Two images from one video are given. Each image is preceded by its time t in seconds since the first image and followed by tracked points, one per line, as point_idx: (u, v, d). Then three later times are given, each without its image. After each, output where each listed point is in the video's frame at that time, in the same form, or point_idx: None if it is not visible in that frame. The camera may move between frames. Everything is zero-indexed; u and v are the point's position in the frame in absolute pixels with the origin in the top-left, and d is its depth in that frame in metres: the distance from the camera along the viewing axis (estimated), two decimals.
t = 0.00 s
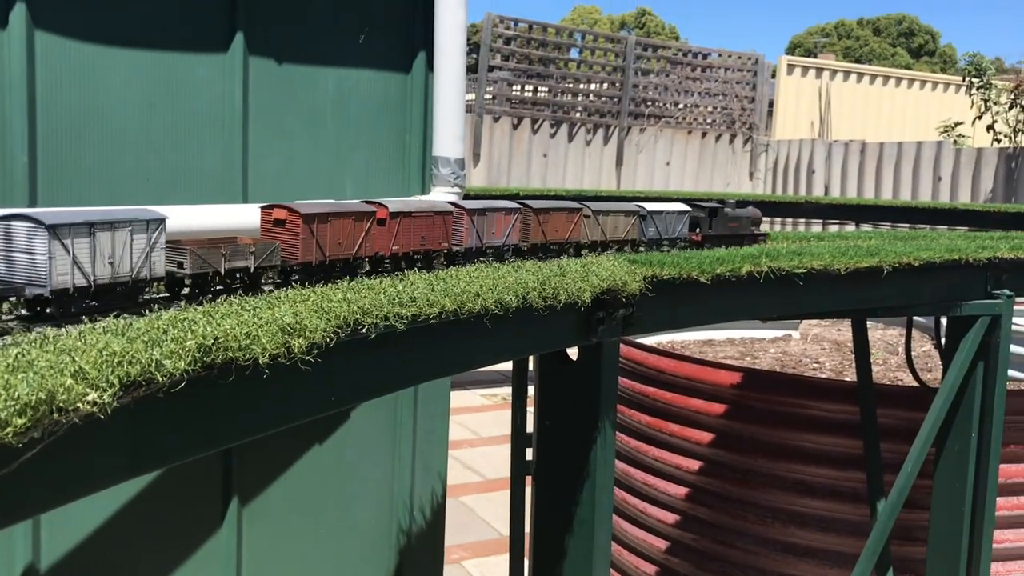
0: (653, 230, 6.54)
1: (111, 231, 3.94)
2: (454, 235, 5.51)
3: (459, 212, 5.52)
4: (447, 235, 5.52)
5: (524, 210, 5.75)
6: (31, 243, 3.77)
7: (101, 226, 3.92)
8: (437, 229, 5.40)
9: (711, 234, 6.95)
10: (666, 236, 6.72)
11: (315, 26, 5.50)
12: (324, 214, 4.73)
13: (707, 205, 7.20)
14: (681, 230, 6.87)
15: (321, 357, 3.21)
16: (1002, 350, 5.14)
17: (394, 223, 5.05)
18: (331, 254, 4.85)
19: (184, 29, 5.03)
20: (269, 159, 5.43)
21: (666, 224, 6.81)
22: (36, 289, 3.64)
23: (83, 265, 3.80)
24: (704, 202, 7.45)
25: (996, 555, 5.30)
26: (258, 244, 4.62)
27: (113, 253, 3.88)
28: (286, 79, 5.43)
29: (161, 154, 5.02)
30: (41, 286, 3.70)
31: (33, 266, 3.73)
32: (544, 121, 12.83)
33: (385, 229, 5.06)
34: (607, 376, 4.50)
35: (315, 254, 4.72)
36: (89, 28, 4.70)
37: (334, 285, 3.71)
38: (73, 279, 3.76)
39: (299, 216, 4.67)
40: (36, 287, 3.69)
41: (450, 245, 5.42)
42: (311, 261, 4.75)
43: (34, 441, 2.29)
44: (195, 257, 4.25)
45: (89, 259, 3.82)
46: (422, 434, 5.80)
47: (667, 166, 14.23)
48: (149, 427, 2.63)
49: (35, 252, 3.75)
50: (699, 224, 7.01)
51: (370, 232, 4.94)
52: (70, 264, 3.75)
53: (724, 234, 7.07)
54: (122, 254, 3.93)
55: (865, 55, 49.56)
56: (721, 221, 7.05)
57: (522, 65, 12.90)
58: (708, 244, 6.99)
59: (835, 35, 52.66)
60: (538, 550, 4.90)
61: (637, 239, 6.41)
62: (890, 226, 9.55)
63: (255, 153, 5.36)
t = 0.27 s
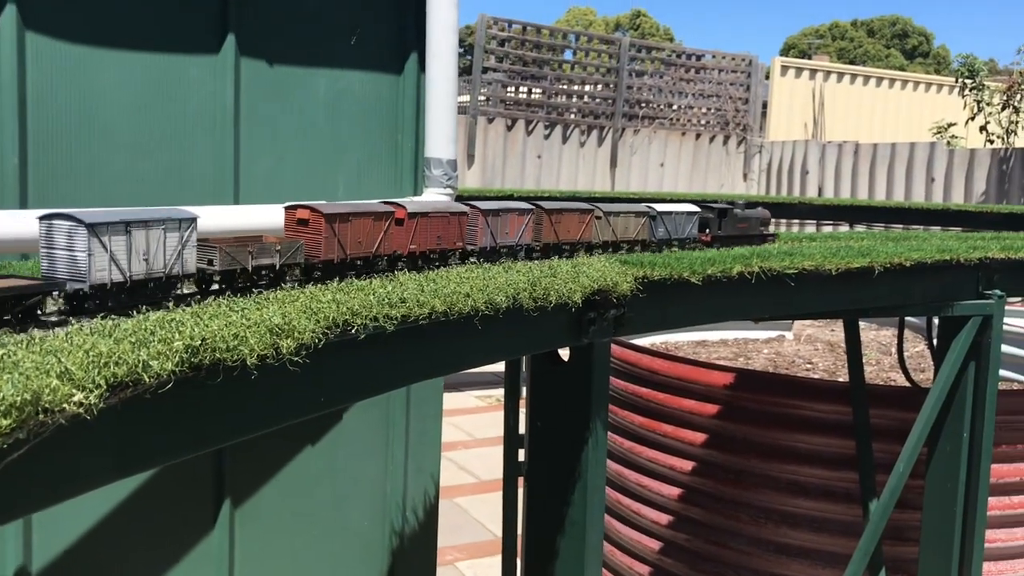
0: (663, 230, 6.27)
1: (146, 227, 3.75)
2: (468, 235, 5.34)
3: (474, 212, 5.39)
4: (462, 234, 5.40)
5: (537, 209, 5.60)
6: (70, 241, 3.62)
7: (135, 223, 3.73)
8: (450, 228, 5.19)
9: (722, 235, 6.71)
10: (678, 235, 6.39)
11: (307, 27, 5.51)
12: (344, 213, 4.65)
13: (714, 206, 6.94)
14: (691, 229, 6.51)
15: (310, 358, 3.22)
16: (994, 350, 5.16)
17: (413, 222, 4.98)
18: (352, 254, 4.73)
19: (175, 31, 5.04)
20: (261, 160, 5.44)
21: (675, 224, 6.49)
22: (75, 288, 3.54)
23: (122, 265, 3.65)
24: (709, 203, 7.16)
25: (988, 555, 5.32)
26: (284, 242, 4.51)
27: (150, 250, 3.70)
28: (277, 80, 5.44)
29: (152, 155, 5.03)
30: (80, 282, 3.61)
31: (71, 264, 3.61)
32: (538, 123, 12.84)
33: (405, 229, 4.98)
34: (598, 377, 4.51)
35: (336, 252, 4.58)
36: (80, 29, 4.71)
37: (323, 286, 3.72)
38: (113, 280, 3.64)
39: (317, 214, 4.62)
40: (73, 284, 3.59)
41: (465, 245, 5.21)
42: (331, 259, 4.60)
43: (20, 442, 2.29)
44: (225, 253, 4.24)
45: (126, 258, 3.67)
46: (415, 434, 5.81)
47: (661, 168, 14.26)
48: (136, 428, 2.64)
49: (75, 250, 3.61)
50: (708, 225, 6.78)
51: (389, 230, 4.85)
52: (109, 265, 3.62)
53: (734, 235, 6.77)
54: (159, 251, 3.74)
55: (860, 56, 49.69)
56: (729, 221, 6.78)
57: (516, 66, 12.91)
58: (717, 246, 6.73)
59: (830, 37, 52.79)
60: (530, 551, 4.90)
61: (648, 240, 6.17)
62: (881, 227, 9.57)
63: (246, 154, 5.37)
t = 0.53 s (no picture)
0: (670, 232, 6.32)
1: (174, 228, 3.79)
2: (478, 236, 5.28)
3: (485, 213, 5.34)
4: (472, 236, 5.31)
5: (546, 211, 5.55)
6: (103, 240, 3.63)
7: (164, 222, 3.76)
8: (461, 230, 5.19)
9: (728, 236, 6.73)
10: (684, 237, 6.44)
11: (296, 30, 5.52)
12: (359, 214, 4.65)
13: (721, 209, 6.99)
14: (699, 231, 6.54)
15: (295, 361, 3.22)
16: (982, 350, 5.19)
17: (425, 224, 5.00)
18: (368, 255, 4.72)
19: (164, 34, 5.06)
20: (250, 162, 5.45)
21: (682, 225, 6.54)
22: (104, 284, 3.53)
23: (153, 263, 3.65)
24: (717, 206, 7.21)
25: (977, 556, 5.33)
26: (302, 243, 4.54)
27: (177, 250, 3.75)
28: (267, 83, 5.45)
29: (141, 157, 5.05)
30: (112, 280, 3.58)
31: (104, 262, 3.61)
32: (530, 125, 12.87)
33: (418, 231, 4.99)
34: (587, 378, 4.51)
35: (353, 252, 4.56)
36: (68, 33, 4.72)
37: (309, 289, 3.73)
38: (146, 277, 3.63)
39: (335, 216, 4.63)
40: (106, 282, 3.58)
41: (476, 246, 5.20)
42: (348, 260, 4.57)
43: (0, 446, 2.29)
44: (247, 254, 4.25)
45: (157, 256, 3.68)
46: (405, 436, 5.91)
47: (653, 169, 14.29)
48: (119, 431, 2.65)
49: (107, 249, 3.63)
50: (715, 226, 6.78)
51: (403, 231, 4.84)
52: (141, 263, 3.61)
53: (740, 236, 6.83)
54: (186, 251, 3.79)
55: (854, 57, 49.83)
56: (736, 224, 6.81)
57: (508, 68, 12.93)
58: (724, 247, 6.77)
59: (824, 38, 52.89)
60: (520, 553, 4.91)
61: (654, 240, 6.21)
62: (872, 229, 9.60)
63: (236, 157, 5.39)
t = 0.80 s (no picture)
0: (675, 233, 6.17)
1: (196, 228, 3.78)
2: (487, 236, 5.14)
3: (492, 215, 5.20)
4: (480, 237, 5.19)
5: (552, 214, 5.42)
6: (128, 241, 3.62)
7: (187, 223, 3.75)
8: (470, 231, 5.05)
9: (732, 238, 6.53)
10: (689, 239, 6.28)
11: (284, 32, 5.53)
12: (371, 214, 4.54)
13: (726, 210, 6.78)
14: (703, 232, 6.39)
15: (277, 364, 3.22)
16: (968, 351, 5.20)
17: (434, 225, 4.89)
18: (378, 254, 4.58)
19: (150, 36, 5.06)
20: (238, 165, 5.46)
21: (686, 226, 6.38)
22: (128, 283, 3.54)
23: (177, 263, 3.64)
24: (722, 206, 6.99)
25: (964, 555, 5.35)
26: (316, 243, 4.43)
27: (199, 250, 3.74)
28: (254, 85, 5.46)
29: (127, 159, 5.06)
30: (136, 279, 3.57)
31: (129, 261, 3.60)
32: (521, 126, 12.90)
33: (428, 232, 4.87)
34: (574, 379, 4.52)
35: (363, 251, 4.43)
36: (55, 36, 4.73)
37: (292, 292, 3.73)
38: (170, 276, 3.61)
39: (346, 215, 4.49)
40: (131, 280, 3.57)
41: (484, 246, 5.06)
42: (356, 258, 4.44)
43: None
44: (265, 252, 4.11)
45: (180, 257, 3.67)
46: (393, 437, 5.84)
47: (644, 171, 14.33)
48: (98, 435, 2.65)
49: (132, 249, 3.62)
50: (719, 228, 6.61)
51: (413, 231, 4.71)
52: (165, 264, 3.59)
53: (745, 238, 6.57)
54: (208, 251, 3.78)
55: (846, 59, 49.97)
56: (739, 226, 6.57)
57: (499, 70, 12.95)
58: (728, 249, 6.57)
59: (816, 39, 53.04)
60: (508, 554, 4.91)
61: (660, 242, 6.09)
62: (860, 230, 9.62)
63: (223, 159, 5.40)
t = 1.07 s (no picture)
0: (682, 233, 6.40)
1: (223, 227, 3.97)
2: (499, 236, 5.38)
3: (504, 215, 5.46)
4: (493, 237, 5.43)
5: (561, 214, 5.60)
6: (159, 238, 3.82)
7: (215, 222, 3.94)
8: (483, 231, 5.29)
9: (740, 237, 6.84)
10: (696, 239, 6.47)
11: (274, 31, 5.52)
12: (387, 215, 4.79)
13: (733, 212, 7.10)
14: (710, 232, 6.61)
15: (266, 364, 3.21)
16: (957, 351, 5.21)
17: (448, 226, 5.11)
18: (394, 253, 4.88)
19: (139, 35, 5.04)
20: (227, 166, 5.44)
21: (694, 227, 6.59)
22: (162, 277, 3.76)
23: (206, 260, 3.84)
24: (730, 210, 7.29)
25: (953, 555, 5.36)
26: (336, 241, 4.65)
27: (227, 248, 3.96)
28: (243, 85, 5.44)
29: (116, 159, 5.03)
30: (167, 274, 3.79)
31: (160, 257, 3.80)
32: (512, 127, 12.90)
33: (442, 232, 5.11)
34: (565, 380, 4.52)
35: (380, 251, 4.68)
36: (44, 35, 4.69)
37: (281, 292, 3.72)
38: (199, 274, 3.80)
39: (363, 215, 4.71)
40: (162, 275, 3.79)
41: (496, 246, 5.30)
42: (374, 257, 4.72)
43: None
44: (287, 251, 4.32)
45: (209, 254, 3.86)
46: (383, 437, 5.90)
47: (634, 172, 14.36)
48: (87, 435, 2.63)
49: (164, 246, 3.82)
50: (727, 228, 6.85)
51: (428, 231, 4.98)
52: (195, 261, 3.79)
53: (751, 238, 6.97)
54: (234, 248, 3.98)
55: (836, 61, 50.23)
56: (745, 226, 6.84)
57: (490, 70, 12.94)
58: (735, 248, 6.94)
59: (806, 41, 53.25)
60: (498, 555, 4.91)
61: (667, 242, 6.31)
62: (849, 231, 9.66)
63: (213, 159, 5.38)
